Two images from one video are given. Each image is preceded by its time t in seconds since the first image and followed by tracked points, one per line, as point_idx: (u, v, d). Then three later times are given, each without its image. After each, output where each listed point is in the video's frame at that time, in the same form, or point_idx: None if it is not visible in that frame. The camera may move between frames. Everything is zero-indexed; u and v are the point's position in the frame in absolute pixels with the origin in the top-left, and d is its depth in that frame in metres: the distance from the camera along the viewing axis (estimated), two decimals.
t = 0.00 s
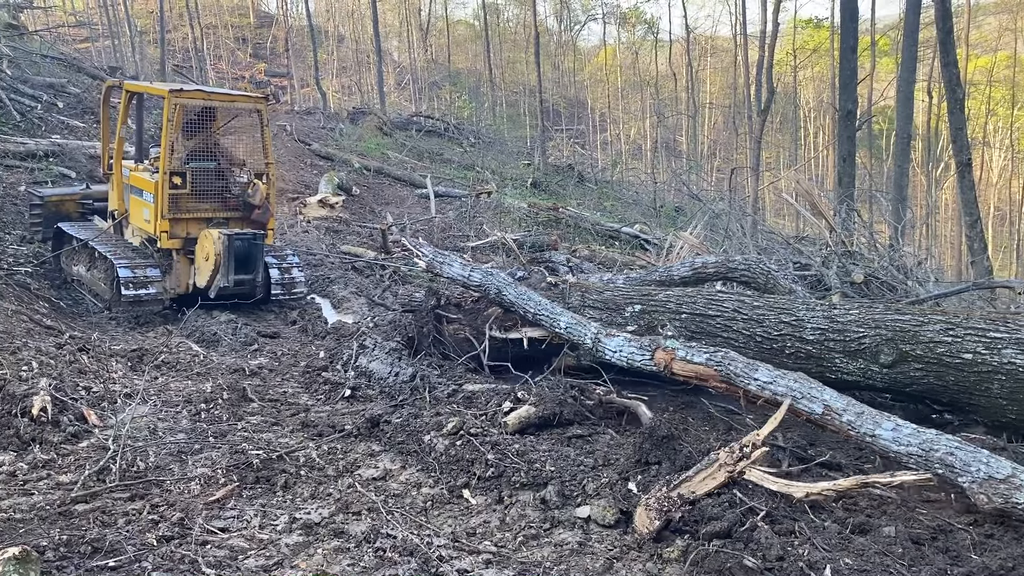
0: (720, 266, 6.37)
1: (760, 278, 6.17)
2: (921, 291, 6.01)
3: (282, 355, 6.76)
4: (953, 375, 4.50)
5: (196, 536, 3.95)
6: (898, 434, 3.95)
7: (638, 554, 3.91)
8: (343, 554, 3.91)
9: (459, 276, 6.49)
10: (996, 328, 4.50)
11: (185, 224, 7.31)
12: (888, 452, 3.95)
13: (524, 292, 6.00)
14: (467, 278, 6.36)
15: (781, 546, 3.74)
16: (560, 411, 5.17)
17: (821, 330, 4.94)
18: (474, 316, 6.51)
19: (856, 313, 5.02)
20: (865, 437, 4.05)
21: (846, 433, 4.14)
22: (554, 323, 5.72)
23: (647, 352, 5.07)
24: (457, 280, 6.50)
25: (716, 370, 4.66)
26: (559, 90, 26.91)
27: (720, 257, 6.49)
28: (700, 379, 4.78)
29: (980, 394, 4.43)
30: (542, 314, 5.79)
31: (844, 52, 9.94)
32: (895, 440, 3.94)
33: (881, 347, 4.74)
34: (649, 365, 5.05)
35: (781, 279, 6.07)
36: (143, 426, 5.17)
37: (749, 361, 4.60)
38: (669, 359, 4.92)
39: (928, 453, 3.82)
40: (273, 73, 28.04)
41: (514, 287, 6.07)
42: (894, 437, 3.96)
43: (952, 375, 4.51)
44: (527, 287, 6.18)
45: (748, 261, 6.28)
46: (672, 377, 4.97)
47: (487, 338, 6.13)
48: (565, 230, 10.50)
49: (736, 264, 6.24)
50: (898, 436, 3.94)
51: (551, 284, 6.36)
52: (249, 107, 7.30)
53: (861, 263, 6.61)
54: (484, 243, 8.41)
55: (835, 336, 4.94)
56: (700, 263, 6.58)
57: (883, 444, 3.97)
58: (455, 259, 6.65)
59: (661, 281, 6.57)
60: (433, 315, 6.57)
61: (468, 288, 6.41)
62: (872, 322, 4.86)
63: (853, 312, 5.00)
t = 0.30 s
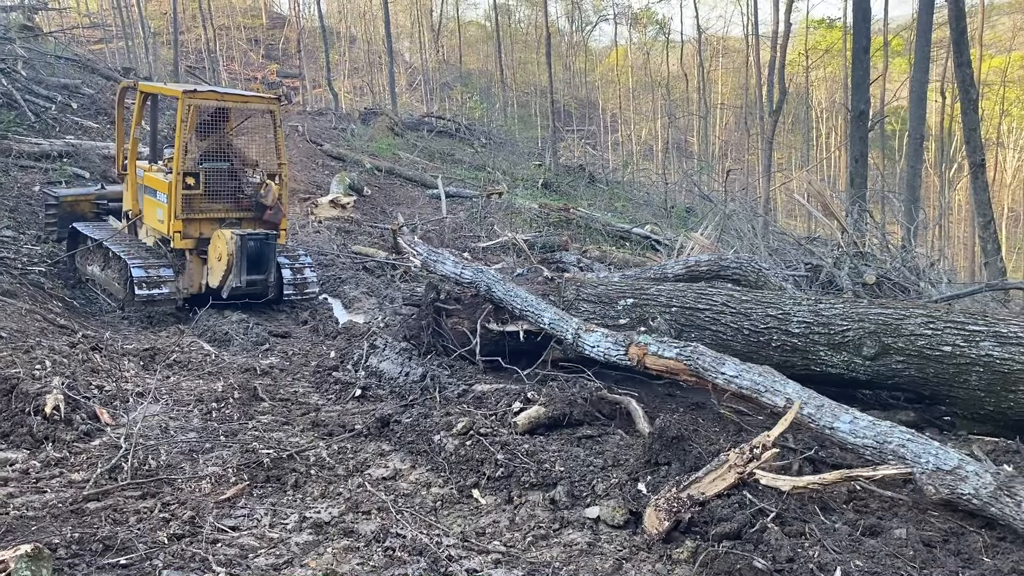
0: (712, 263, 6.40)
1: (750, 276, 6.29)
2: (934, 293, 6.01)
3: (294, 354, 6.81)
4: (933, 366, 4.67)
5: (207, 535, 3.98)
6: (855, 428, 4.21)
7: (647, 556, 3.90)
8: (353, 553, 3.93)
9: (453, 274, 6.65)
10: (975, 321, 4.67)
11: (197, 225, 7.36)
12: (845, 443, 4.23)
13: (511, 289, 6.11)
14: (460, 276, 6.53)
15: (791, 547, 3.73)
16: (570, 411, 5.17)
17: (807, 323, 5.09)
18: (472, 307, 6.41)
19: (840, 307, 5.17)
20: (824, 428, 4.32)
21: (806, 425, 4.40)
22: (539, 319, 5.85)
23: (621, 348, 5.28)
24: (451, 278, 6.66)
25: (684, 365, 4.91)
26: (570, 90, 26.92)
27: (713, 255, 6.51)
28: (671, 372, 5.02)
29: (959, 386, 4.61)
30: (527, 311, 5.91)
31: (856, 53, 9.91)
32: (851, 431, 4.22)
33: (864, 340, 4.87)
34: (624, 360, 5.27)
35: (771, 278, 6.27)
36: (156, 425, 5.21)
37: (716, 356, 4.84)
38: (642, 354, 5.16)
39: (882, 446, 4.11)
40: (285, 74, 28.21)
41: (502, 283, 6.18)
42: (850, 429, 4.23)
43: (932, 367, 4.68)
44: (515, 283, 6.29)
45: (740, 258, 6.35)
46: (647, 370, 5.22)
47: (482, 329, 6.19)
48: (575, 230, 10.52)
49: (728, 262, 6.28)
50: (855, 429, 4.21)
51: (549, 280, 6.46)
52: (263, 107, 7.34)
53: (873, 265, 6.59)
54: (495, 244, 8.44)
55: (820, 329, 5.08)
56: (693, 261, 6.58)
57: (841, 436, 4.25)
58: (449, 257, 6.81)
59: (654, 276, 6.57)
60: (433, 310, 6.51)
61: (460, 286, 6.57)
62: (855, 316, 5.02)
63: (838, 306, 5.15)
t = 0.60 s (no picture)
0: (701, 262, 6.36)
1: (737, 275, 6.25)
2: (941, 295, 6.00)
3: (300, 355, 6.83)
4: (909, 362, 4.84)
5: (213, 535, 3.99)
6: (807, 421, 4.31)
7: (652, 557, 3.89)
8: (358, 554, 3.93)
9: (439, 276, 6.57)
10: (949, 318, 4.87)
11: (206, 226, 7.41)
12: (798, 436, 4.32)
13: (495, 289, 6.19)
14: (446, 277, 6.48)
15: (797, 549, 3.71)
16: (575, 412, 5.16)
17: (789, 320, 5.21)
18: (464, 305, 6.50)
19: (820, 305, 5.32)
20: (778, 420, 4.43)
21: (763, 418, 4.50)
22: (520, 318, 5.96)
23: (592, 346, 5.43)
24: (438, 280, 6.58)
25: (650, 362, 5.08)
26: (576, 91, 26.93)
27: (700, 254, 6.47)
28: (638, 369, 5.19)
29: (934, 381, 4.77)
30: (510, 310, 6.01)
31: (863, 53, 9.88)
32: (803, 423, 4.32)
33: (843, 336, 5.03)
34: (595, 358, 5.44)
35: (757, 276, 6.28)
36: (162, 425, 5.23)
37: (679, 352, 4.99)
38: (610, 352, 5.33)
39: (831, 437, 4.21)
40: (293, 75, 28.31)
41: (485, 283, 6.24)
42: (803, 422, 4.32)
43: (908, 362, 4.84)
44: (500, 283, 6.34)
45: (727, 259, 6.31)
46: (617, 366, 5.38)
47: (472, 326, 6.35)
48: (581, 231, 10.53)
49: (715, 261, 6.27)
50: (807, 422, 4.31)
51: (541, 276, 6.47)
52: (269, 108, 7.35)
53: (880, 266, 6.57)
54: (501, 244, 8.46)
55: (801, 326, 5.22)
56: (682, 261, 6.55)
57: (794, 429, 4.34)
58: (435, 258, 6.75)
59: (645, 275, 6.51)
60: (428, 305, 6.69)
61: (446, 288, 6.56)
62: (834, 313, 5.17)
63: (818, 304, 5.30)
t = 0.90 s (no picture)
0: (689, 266, 6.66)
1: (724, 276, 6.48)
2: (945, 298, 5.99)
3: (303, 357, 6.83)
4: (888, 361, 4.89)
5: (216, 538, 3.99)
6: (770, 419, 4.49)
7: (656, 561, 3.88)
8: (361, 557, 3.93)
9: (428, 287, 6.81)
10: (929, 318, 4.91)
11: (209, 228, 7.42)
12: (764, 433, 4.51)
13: (480, 299, 6.41)
14: (435, 288, 6.72)
15: (801, 554, 3.70)
16: (579, 415, 5.16)
17: (772, 320, 5.34)
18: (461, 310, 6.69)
19: (805, 306, 5.44)
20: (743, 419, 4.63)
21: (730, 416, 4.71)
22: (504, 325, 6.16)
23: (569, 353, 5.62)
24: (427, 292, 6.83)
25: (623, 367, 5.27)
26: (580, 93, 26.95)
27: (689, 258, 6.78)
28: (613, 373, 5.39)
29: (913, 379, 4.79)
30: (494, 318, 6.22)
31: (867, 56, 9.87)
32: (766, 421, 4.51)
33: (825, 335, 5.12)
34: (572, 364, 5.62)
35: (744, 279, 6.44)
36: (165, 427, 5.24)
37: (649, 356, 5.19)
38: (586, 358, 5.52)
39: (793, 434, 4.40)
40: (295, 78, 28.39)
41: (472, 293, 6.47)
42: (766, 421, 4.52)
43: (887, 361, 4.89)
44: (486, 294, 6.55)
45: (714, 261, 6.59)
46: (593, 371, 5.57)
47: (467, 329, 6.55)
48: (584, 234, 10.54)
49: (703, 264, 6.54)
50: (770, 420, 4.50)
51: (534, 277, 6.76)
52: (275, 111, 7.36)
53: (884, 269, 6.56)
54: (505, 247, 8.47)
55: (784, 326, 5.33)
56: (671, 264, 6.82)
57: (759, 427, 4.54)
58: (424, 270, 6.95)
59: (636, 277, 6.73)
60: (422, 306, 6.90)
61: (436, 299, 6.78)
62: (817, 313, 5.27)
63: (803, 305, 5.42)
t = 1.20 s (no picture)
0: (677, 271, 6.94)
1: (711, 282, 6.83)
2: (951, 306, 5.98)
3: (307, 363, 6.83)
4: (867, 360, 5.11)
5: (219, 544, 3.98)
6: (743, 420, 4.65)
7: (660, 569, 3.85)
8: (364, 564, 3.91)
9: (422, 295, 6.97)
10: (906, 319, 5.13)
11: (214, 234, 7.45)
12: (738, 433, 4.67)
13: (471, 307, 6.53)
14: (429, 298, 6.86)
15: (806, 562, 3.67)
16: (583, 422, 5.15)
17: (756, 320, 5.58)
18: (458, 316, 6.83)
19: (788, 308, 5.68)
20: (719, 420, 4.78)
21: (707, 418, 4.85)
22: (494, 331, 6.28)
23: (554, 359, 5.72)
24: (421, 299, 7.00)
25: (605, 372, 5.37)
26: (583, 100, 26.99)
27: (676, 265, 7.07)
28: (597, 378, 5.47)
29: (891, 378, 5.00)
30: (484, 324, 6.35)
31: (872, 64, 9.88)
32: (740, 422, 4.67)
33: (806, 334, 5.36)
34: (557, 370, 5.72)
35: (728, 284, 6.73)
36: (169, 433, 5.24)
37: (629, 361, 5.29)
38: (570, 364, 5.60)
39: (766, 435, 4.54)
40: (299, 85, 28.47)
41: (463, 301, 6.59)
42: (739, 422, 4.67)
43: (866, 360, 5.11)
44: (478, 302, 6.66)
45: (702, 266, 6.90)
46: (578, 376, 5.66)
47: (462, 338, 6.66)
48: (588, 241, 10.56)
49: (691, 269, 6.84)
50: (743, 421, 4.65)
51: (528, 279, 6.96)
52: (280, 117, 7.38)
53: (889, 277, 6.56)
54: (509, 254, 8.50)
55: (768, 326, 5.57)
56: (659, 271, 7.10)
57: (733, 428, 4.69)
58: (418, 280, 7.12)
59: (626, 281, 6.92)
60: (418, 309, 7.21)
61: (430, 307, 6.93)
62: (799, 314, 5.52)
63: (785, 307, 5.67)
